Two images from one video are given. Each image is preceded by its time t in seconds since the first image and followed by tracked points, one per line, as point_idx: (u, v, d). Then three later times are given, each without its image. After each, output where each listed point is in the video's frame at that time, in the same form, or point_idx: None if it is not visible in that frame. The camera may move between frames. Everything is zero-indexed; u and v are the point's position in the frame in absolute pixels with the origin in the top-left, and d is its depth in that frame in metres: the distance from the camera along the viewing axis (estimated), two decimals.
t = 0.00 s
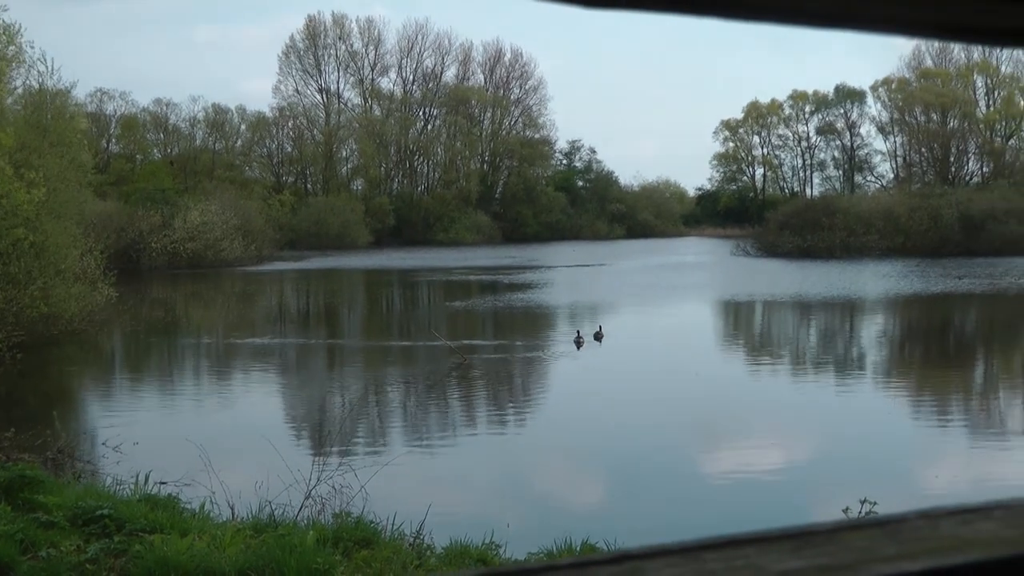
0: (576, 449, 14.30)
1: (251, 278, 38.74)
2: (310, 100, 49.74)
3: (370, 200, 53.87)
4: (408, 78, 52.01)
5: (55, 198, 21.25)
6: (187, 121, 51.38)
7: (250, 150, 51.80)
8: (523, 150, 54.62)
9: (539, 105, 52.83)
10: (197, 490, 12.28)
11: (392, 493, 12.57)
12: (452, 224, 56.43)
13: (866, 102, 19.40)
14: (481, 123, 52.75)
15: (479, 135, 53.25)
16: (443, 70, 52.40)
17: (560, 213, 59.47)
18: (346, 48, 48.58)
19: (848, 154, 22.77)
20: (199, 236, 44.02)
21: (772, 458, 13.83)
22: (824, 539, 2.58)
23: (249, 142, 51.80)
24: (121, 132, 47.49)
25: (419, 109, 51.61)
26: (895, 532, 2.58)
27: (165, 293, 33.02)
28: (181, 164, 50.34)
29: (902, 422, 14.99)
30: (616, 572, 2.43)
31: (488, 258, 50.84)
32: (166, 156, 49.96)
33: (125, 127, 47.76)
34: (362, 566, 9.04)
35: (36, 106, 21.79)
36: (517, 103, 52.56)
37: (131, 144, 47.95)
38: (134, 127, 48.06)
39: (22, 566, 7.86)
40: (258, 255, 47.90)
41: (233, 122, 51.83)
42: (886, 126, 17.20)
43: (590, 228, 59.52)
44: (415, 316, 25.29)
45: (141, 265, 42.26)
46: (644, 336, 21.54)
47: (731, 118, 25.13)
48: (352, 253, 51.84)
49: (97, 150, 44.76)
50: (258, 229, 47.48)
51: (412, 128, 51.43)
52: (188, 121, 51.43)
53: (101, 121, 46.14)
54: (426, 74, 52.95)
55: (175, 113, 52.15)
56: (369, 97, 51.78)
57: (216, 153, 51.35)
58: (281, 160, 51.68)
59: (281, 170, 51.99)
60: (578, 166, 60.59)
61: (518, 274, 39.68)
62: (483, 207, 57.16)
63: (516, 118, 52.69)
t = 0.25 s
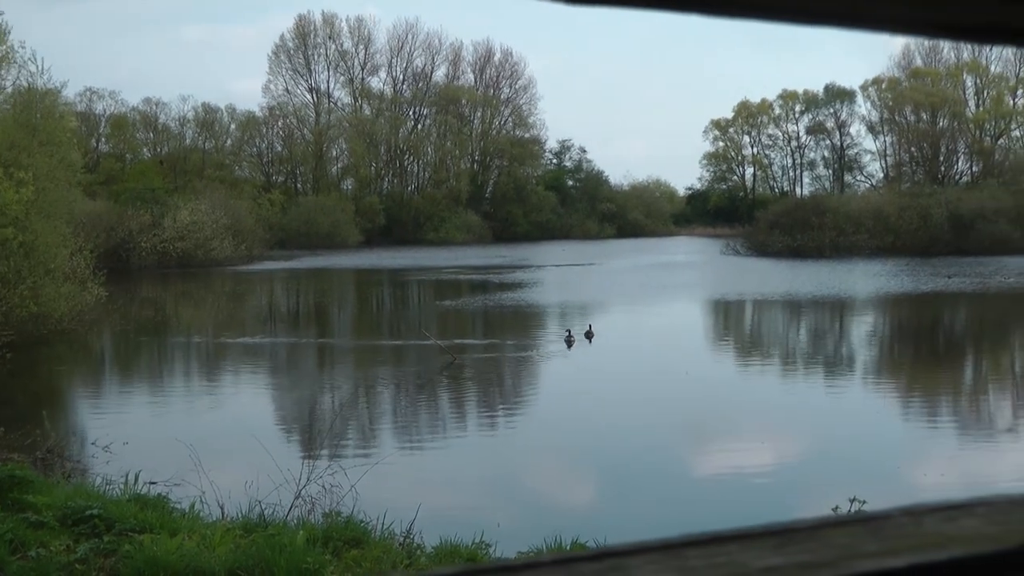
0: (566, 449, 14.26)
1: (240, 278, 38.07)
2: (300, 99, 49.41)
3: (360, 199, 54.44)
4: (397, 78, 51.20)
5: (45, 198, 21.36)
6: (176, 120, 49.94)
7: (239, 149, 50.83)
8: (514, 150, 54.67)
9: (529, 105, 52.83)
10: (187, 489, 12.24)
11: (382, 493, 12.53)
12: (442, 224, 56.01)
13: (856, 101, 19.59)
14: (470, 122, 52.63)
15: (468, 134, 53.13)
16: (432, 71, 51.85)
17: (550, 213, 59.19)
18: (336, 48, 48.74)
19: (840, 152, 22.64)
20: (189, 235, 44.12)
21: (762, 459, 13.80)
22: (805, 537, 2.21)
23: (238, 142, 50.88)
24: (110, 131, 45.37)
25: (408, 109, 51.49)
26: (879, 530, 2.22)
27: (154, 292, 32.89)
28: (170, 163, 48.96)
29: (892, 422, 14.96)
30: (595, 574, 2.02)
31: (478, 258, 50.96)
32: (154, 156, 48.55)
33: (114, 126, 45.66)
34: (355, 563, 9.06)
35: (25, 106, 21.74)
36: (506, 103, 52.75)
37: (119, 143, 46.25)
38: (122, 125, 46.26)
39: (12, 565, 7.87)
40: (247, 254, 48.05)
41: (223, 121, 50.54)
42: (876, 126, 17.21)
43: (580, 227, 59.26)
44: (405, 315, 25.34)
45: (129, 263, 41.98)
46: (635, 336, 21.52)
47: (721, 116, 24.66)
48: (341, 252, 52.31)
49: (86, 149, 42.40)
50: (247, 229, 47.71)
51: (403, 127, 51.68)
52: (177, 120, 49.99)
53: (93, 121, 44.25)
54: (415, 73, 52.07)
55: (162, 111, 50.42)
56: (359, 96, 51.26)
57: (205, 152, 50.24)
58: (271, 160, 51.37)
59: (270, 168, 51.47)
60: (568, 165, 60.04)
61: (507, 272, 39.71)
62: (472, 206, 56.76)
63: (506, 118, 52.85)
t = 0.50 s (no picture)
0: (556, 449, 14.27)
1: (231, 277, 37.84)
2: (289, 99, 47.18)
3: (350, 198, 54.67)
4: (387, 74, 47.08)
5: (34, 197, 21.41)
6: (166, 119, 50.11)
7: (229, 149, 50.71)
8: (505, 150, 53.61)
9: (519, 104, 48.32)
10: (177, 488, 12.25)
11: (371, 493, 12.51)
12: (432, 224, 56.95)
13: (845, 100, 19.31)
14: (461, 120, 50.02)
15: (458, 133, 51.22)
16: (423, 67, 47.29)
17: (539, 212, 58.84)
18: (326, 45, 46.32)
19: (829, 153, 22.43)
20: (179, 234, 45.03)
21: (752, 458, 13.82)
22: (786, 538, 2.03)
23: (228, 141, 50.64)
24: (99, 129, 43.41)
25: (398, 108, 48.35)
26: (860, 529, 2.05)
27: (144, 293, 32.73)
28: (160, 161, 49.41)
29: (881, 421, 14.98)
30: (578, 575, 1.88)
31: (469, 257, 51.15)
32: (144, 155, 48.55)
33: (104, 125, 44.15)
34: (346, 562, 9.08)
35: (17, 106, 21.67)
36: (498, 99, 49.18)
37: (109, 142, 44.49)
38: (110, 124, 44.51)
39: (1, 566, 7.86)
40: (237, 254, 48.94)
41: (212, 121, 50.73)
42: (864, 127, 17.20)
43: (570, 227, 58.25)
44: (396, 314, 25.44)
45: (118, 263, 42.94)
46: (626, 335, 21.51)
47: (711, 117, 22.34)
48: (331, 251, 53.03)
49: (77, 151, 40.56)
50: (236, 229, 48.44)
51: (391, 127, 48.86)
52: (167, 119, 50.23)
53: (76, 115, 40.86)
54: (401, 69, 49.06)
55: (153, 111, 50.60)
56: (348, 95, 48.07)
57: (194, 152, 50.47)
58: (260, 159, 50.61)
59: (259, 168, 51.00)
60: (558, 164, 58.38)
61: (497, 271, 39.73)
62: (462, 206, 57.43)
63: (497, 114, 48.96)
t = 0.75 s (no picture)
0: (547, 449, 14.25)
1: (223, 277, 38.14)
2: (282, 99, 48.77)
3: (341, 198, 54.85)
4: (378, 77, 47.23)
5: (25, 197, 21.40)
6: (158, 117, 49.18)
7: (220, 147, 50.82)
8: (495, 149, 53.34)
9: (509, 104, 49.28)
10: (168, 489, 12.21)
11: (362, 493, 12.48)
12: (423, 223, 56.48)
13: (835, 99, 19.14)
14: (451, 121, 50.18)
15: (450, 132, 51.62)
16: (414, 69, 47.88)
17: (531, 212, 59.07)
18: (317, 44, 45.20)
19: (822, 152, 22.31)
20: (169, 234, 44.81)
21: (743, 456, 13.81)
22: (774, 539, 2.04)
23: (219, 140, 50.76)
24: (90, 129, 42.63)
25: (389, 108, 49.61)
26: (848, 529, 2.07)
27: (135, 293, 32.58)
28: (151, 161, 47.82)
29: (872, 419, 15.02)
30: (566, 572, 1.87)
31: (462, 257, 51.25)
32: (137, 154, 47.30)
33: (95, 125, 43.35)
34: (336, 562, 9.05)
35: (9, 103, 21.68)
36: (487, 99, 49.31)
37: (101, 141, 43.74)
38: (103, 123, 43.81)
39: None
40: (228, 254, 48.77)
41: (202, 121, 49.92)
42: (853, 125, 17.17)
43: (561, 226, 59.36)
44: (387, 313, 25.50)
45: (110, 264, 42.61)
46: (618, 334, 21.51)
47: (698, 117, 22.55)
48: (322, 251, 53.05)
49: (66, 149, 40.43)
50: (227, 227, 48.44)
51: (382, 126, 50.72)
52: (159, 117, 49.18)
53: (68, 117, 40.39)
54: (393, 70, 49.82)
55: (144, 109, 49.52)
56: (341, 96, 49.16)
57: (185, 151, 49.45)
58: (252, 159, 51.55)
59: (251, 167, 52.01)
60: (549, 163, 59.31)
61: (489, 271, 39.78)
62: (454, 204, 56.89)
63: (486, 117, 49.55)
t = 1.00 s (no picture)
0: (538, 448, 14.25)
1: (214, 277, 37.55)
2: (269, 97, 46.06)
3: (332, 197, 54.97)
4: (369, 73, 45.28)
5: (14, 197, 21.37)
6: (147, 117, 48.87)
7: (210, 147, 50.89)
8: (486, 150, 52.46)
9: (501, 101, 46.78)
10: (157, 488, 12.18)
11: (352, 493, 12.46)
12: (413, 222, 56.70)
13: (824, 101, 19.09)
14: (442, 120, 49.60)
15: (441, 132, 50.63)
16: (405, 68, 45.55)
17: (522, 211, 58.49)
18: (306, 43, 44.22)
19: (813, 151, 22.26)
20: (160, 234, 45.18)
21: (734, 455, 13.82)
22: (756, 536, 2.04)
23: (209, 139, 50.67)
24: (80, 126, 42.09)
25: (380, 108, 48.24)
26: (831, 528, 2.07)
27: (125, 292, 32.41)
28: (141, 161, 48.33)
29: (861, 419, 15.04)
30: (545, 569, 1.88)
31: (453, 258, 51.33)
32: (126, 153, 47.55)
33: (84, 124, 43.21)
34: (326, 562, 9.04)
35: None
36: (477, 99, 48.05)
37: (90, 140, 43.63)
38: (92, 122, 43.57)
39: None
40: (219, 254, 49.33)
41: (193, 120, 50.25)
42: (844, 126, 17.16)
43: (552, 225, 58.87)
44: (377, 312, 25.55)
45: (98, 263, 42.34)
46: (610, 334, 21.49)
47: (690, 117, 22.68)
48: (312, 250, 53.58)
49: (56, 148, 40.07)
50: (218, 228, 48.83)
51: (372, 126, 49.29)
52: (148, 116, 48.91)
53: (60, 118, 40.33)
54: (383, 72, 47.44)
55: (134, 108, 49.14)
56: (331, 95, 47.01)
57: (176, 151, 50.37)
58: (242, 158, 51.06)
59: (242, 167, 51.50)
60: (538, 163, 58.38)
61: (480, 272, 39.77)
62: (444, 204, 57.11)
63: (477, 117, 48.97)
